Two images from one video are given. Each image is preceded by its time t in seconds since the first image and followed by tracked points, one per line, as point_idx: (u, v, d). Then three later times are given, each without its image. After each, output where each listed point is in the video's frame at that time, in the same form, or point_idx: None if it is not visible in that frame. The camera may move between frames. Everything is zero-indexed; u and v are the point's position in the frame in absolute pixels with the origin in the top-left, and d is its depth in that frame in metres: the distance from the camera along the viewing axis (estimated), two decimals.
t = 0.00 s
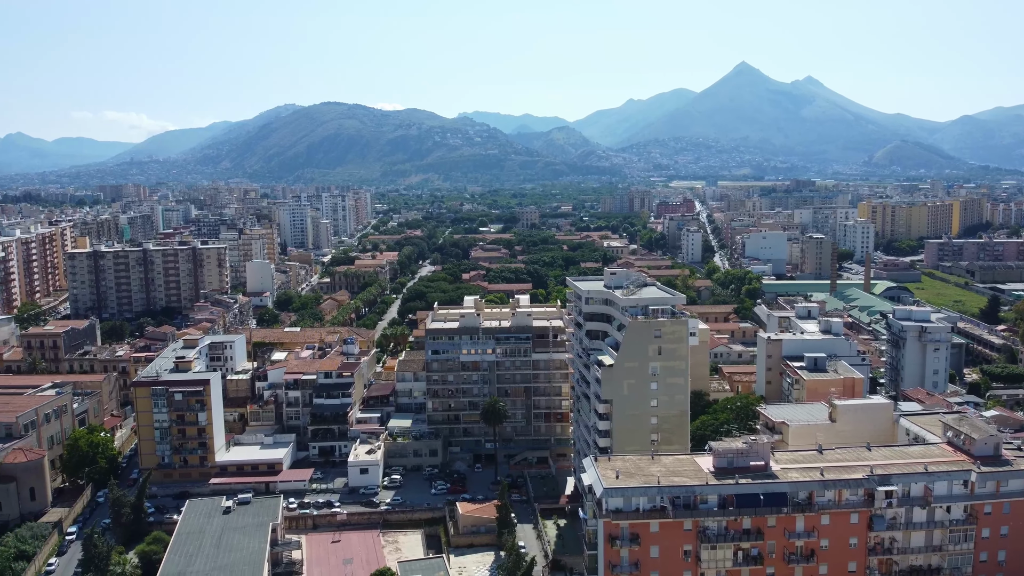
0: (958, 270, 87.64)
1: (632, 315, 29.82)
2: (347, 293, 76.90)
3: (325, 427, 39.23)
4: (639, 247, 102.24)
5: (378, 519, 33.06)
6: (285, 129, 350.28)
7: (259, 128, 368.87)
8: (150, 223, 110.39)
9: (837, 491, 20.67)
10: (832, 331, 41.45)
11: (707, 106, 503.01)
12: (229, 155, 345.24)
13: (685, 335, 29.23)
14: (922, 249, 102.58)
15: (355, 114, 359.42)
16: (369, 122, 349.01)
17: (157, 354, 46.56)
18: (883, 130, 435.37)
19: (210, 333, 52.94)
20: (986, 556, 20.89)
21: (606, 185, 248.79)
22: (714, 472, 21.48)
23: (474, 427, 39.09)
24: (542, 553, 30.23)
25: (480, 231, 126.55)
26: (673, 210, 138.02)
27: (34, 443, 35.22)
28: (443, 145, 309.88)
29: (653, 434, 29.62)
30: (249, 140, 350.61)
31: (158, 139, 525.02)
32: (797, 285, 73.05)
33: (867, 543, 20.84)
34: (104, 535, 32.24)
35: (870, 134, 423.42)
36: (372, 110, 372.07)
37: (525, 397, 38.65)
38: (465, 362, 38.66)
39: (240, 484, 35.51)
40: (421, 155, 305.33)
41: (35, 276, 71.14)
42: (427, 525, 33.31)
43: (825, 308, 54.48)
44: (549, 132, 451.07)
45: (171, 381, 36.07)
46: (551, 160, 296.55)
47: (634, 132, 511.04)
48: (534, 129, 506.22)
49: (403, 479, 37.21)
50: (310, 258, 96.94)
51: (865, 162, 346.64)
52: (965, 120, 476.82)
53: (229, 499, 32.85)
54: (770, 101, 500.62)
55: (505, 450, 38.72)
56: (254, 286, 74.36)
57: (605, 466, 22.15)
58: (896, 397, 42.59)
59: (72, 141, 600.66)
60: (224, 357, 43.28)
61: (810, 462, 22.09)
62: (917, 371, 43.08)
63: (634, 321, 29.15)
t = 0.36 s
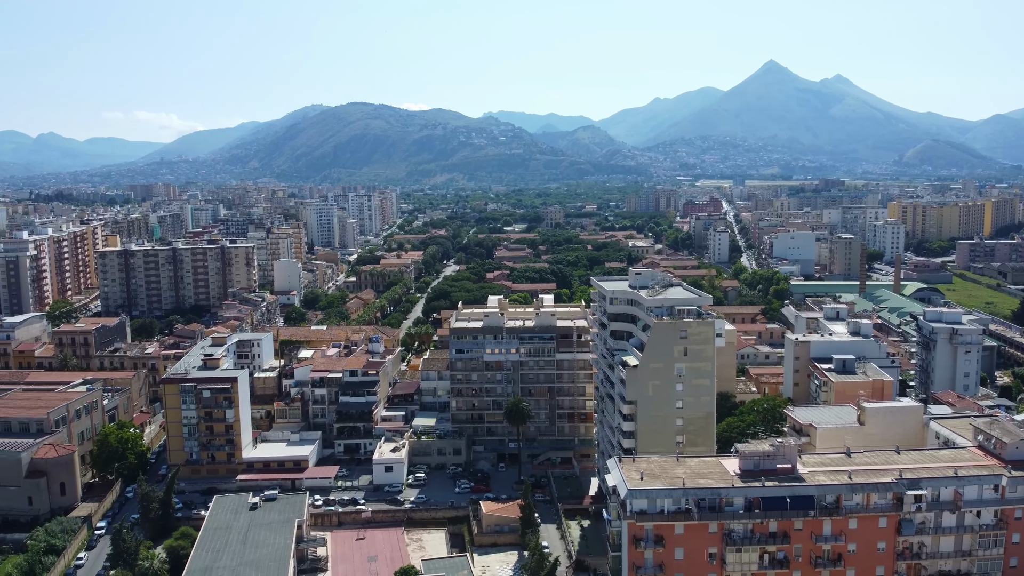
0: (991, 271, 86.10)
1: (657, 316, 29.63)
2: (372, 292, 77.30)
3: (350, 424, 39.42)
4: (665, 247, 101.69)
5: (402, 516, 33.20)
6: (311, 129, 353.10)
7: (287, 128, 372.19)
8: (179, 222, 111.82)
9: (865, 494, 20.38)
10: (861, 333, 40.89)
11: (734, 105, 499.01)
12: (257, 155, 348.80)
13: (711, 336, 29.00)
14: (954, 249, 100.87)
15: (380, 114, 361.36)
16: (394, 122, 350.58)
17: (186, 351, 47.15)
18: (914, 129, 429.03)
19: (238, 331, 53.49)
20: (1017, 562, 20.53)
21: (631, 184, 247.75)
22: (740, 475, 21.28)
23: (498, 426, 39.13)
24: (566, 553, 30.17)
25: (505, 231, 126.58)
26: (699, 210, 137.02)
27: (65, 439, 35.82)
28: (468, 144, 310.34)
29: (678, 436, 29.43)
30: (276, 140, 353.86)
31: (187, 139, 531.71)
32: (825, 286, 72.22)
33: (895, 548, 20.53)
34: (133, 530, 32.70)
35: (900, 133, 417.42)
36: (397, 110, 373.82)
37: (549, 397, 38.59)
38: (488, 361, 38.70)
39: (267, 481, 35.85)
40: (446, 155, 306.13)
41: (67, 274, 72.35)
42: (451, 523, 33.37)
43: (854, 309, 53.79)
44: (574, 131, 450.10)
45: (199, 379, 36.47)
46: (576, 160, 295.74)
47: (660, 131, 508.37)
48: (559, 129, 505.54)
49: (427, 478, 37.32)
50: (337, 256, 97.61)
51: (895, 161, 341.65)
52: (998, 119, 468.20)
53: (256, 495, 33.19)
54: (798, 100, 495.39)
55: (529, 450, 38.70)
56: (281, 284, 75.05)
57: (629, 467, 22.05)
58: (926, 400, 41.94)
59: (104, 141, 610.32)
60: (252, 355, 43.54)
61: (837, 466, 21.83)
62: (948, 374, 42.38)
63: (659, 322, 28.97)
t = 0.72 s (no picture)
0: None
1: (686, 317, 29.43)
2: (400, 291, 77.69)
3: (378, 422, 39.69)
4: (693, 247, 101.02)
5: (429, 515, 33.32)
6: (340, 130, 355.88)
7: (316, 129, 375.42)
8: (211, 222, 113.21)
9: (897, 499, 20.05)
10: (894, 335, 40.24)
11: (764, 103, 494.15)
12: (287, 155, 352.42)
13: (740, 337, 28.76)
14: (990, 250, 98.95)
15: (408, 114, 363.24)
16: (422, 122, 351.94)
17: (217, 348, 47.80)
18: (948, 128, 421.74)
19: (268, 329, 54.10)
20: None
21: (659, 184, 246.44)
22: (769, 478, 21.06)
23: (524, 425, 39.14)
24: (592, 554, 30.10)
25: (532, 230, 126.57)
26: (728, 209, 135.89)
27: (99, 434, 36.41)
28: (495, 144, 310.64)
29: (707, 438, 29.20)
30: (306, 140, 357.21)
31: (218, 140, 538.68)
32: (856, 287, 71.29)
33: (927, 553, 20.19)
34: (164, 525, 33.15)
35: (934, 131, 410.53)
36: (425, 110, 375.41)
37: (575, 397, 38.51)
38: (515, 361, 38.73)
39: (296, 478, 36.19)
40: (473, 155, 306.78)
41: (102, 272, 73.58)
42: (477, 522, 33.43)
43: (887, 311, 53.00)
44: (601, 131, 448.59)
45: (230, 375, 36.91)
46: (603, 159, 294.78)
47: (688, 130, 505.06)
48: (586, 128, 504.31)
49: (454, 476, 37.43)
50: (365, 256, 98.26)
51: (929, 160, 335.94)
52: None
53: (285, 492, 33.54)
54: (829, 98, 489.22)
55: (555, 450, 38.64)
56: (310, 283, 75.74)
57: (656, 469, 21.92)
58: (960, 404, 41.21)
59: (138, 142, 620.39)
60: (282, 353, 44.12)
61: (868, 469, 21.51)
62: (982, 377, 41.59)
63: (688, 323, 28.76)
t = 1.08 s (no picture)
0: None
1: (715, 317, 29.20)
2: (427, 291, 77.99)
3: (404, 420, 39.84)
4: (722, 247, 100.24)
5: (455, 513, 33.45)
6: (368, 129, 358.25)
7: (345, 129, 378.24)
8: (242, 220, 114.53)
9: (928, 504, 19.75)
10: (927, 337, 39.60)
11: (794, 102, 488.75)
12: (316, 155, 355.72)
13: (770, 338, 28.49)
14: None
15: (436, 114, 364.74)
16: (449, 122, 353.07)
17: (247, 346, 48.31)
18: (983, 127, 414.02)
19: (297, 327, 54.60)
20: None
21: (687, 183, 244.84)
22: (798, 481, 20.83)
23: (550, 425, 39.11)
24: (618, 555, 30.01)
25: (559, 230, 126.41)
26: (758, 208, 134.63)
27: (131, 430, 37.00)
28: (522, 144, 310.70)
29: (735, 440, 28.97)
30: (334, 141, 360.17)
31: (248, 140, 545.09)
32: (888, 288, 70.28)
33: (959, 559, 19.86)
34: (194, 520, 33.60)
35: (969, 130, 403.32)
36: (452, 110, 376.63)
37: (602, 398, 38.40)
38: (541, 361, 38.73)
39: (324, 475, 36.48)
40: (501, 154, 307.19)
41: (134, 271, 74.71)
42: (503, 521, 33.45)
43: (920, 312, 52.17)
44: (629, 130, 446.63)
45: (259, 372, 37.32)
46: (631, 158, 293.55)
47: (717, 129, 501.17)
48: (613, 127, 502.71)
49: (480, 475, 37.50)
50: (393, 255, 98.81)
51: (964, 159, 330.05)
52: None
53: (313, 488, 33.86)
54: (861, 96, 482.56)
55: (581, 450, 38.59)
56: (339, 282, 76.32)
57: (684, 471, 21.78)
58: (994, 408, 40.46)
59: (170, 142, 629.87)
60: (311, 350, 44.20)
61: (899, 473, 21.21)
62: (1017, 381, 40.80)
63: (716, 324, 28.55)
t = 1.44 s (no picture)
0: None
1: (744, 318, 28.97)
2: (453, 290, 78.24)
3: (430, 419, 39.99)
4: (751, 247, 99.35)
5: (480, 512, 33.52)
6: (395, 130, 360.28)
7: (373, 129, 380.70)
8: (272, 220, 115.76)
9: (960, 508, 19.45)
10: (960, 340, 38.94)
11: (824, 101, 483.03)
12: (344, 155, 358.52)
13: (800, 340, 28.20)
14: None
15: (462, 114, 365.74)
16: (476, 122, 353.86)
17: (275, 344, 48.78)
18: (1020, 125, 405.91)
19: (325, 325, 55.01)
20: None
21: (716, 183, 242.96)
22: (828, 484, 20.59)
23: (575, 426, 39.05)
24: (644, 557, 29.87)
25: (586, 230, 126.12)
26: (788, 208, 133.25)
27: (162, 426, 37.56)
28: (549, 143, 310.41)
29: (764, 443, 28.73)
30: (362, 141, 362.75)
31: (278, 140, 550.87)
32: (920, 290, 69.19)
33: (992, 564, 19.51)
34: (223, 516, 34.04)
35: (1005, 129, 395.70)
36: (479, 110, 377.43)
37: (628, 398, 38.27)
38: (566, 360, 38.71)
39: (351, 472, 36.76)
40: (528, 154, 307.26)
41: (166, 269, 75.75)
42: (528, 521, 33.46)
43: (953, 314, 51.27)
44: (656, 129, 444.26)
45: (289, 370, 37.71)
46: (659, 157, 291.93)
47: (746, 129, 496.91)
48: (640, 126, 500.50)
49: (505, 474, 37.54)
50: (420, 254, 99.26)
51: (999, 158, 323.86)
52: None
53: (340, 485, 34.12)
54: (893, 95, 475.64)
55: (608, 451, 38.45)
56: (367, 281, 76.85)
57: (711, 473, 21.64)
58: None
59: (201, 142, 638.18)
60: (339, 348, 44.56)
61: (930, 477, 20.91)
62: None
63: (745, 325, 28.31)
